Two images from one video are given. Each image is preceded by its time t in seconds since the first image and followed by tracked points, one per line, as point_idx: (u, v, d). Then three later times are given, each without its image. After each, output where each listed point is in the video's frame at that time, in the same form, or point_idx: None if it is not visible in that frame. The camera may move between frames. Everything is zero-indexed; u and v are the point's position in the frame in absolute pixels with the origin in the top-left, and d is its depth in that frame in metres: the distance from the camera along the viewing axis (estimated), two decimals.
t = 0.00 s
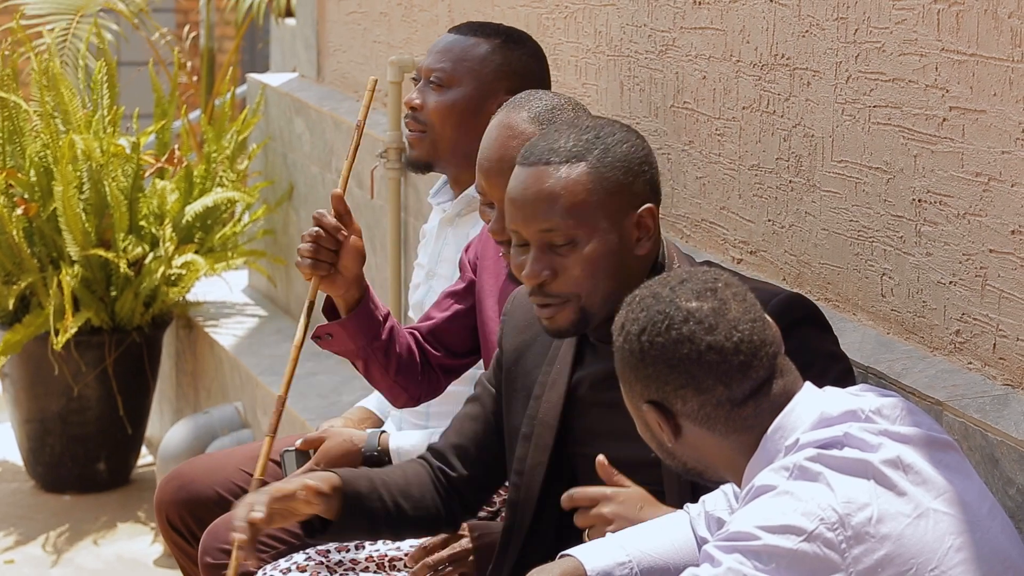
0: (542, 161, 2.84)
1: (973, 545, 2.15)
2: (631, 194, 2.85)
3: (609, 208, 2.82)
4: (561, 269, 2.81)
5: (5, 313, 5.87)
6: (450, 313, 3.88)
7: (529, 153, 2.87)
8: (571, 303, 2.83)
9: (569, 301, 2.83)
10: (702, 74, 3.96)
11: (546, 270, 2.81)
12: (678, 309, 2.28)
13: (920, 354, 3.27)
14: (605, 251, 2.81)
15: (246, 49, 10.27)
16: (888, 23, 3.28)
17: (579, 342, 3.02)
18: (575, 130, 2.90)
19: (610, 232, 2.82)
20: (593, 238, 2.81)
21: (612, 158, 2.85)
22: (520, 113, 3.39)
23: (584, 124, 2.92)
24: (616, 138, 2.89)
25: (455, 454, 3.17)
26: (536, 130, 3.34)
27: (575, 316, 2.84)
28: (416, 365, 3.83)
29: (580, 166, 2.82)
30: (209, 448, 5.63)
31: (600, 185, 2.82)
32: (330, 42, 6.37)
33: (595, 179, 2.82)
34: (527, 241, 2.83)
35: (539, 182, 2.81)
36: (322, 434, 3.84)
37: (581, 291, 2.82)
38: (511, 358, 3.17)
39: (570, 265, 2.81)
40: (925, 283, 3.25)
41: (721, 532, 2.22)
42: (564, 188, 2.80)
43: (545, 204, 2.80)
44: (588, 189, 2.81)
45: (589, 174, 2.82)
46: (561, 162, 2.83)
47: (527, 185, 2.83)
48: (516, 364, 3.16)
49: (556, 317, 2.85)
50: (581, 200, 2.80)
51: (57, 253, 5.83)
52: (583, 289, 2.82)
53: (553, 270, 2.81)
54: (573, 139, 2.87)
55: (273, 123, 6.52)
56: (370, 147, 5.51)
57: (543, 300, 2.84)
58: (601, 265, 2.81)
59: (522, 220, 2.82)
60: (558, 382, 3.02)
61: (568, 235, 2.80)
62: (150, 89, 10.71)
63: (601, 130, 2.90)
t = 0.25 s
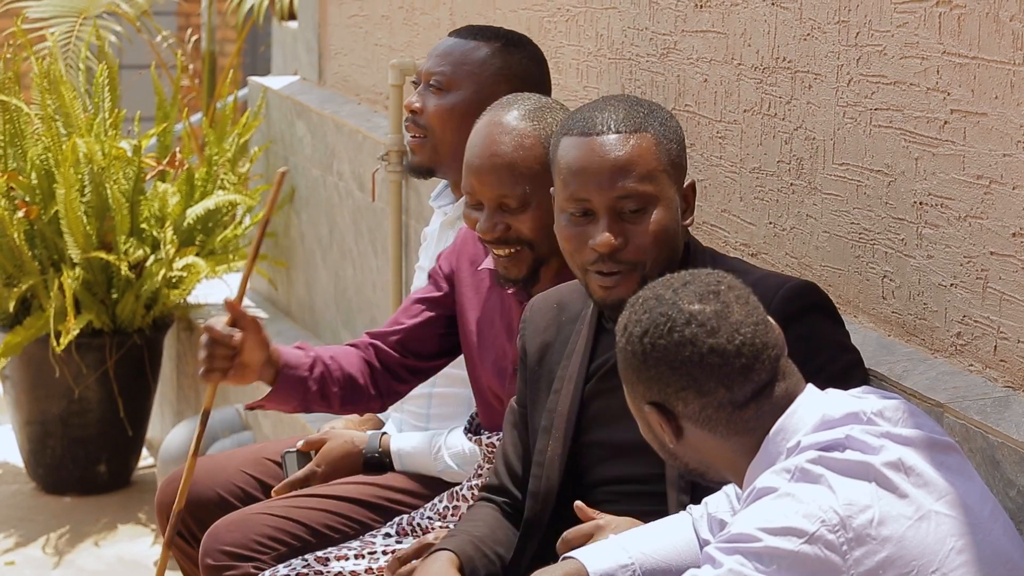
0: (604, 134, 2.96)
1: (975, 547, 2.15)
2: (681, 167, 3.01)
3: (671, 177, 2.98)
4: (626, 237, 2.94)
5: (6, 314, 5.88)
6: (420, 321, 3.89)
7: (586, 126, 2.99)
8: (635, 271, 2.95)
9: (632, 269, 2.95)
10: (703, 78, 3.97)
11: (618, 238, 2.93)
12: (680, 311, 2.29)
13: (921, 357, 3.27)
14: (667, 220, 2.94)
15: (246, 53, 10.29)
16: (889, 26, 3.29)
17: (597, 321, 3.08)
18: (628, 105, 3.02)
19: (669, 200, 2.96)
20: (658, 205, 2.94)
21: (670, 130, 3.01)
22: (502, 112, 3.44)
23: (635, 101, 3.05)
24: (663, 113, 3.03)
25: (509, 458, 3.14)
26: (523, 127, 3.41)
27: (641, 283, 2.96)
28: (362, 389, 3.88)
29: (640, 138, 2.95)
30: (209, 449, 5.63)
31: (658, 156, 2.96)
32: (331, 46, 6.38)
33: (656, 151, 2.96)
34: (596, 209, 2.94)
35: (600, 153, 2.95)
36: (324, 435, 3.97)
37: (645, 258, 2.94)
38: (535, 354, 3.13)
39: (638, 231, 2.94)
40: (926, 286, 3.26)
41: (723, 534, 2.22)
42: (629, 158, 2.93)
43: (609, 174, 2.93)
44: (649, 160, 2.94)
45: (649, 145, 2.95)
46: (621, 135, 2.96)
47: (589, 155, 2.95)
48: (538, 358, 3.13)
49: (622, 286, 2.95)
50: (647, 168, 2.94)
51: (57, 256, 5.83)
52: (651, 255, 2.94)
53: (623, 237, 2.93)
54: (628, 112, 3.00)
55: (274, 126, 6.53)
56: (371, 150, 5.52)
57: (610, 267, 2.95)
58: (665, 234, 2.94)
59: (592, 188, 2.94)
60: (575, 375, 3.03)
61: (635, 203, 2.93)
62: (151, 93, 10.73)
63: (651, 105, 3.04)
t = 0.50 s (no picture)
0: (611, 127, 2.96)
1: (974, 548, 2.15)
2: (684, 159, 3.02)
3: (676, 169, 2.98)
4: (635, 229, 2.94)
5: (6, 315, 5.87)
6: (370, 355, 3.70)
7: (592, 121, 2.99)
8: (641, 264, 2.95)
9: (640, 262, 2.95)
10: (702, 78, 3.96)
11: (626, 230, 2.93)
12: (682, 311, 2.28)
13: (920, 357, 3.27)
14: (673, 212, 2.96)
15: (246, 54, 10.29)
16: (888, 27, 3.29)
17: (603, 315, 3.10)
18: (631, 98, 3.03)
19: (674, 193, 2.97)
20: (665, 197, 2.95)
21: (674, 124, 3.02)
22: (456, 121, 3.41)
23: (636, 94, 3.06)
24: (665, 105, 3.04)
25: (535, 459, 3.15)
26: (482, 132, 3.38)
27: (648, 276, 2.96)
28: (320, 433, 3.62)
29: (646, 131, 2.96)
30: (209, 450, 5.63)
31: (664, 147, 2.97)
32: (330, 46, 6.38)
33: (662, 143, 2.97)
34: (605, 201, 2.94)
35: (611, 146, 2.95)
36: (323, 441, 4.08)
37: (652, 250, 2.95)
38: (549, 356, 3.14)
39: (645, 224, 2.94)
40: (925, 286, 3.26)
41: (721, 534, 2.22)
42: (636, 151, 2.94)
43: (617, 167, 2.93)
44: (655, 152, 2.95)
45: (656, 137, 2.96)
46: (628, 128, 2.96)
47: (598, 149, 2.96)
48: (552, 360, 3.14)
49: (629, 278, 2.95)
50: (653, 160, 2.94)
51: (57, 257, 5.84)
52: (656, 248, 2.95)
53: (631, 230, 2.93)
54: (632, 105, 3.00)
55: (273, 127, 6.52)
56: (370, 151, 5.51)
57: (618, 260, 2.96)
58: (671, 226, 2.95)
59: (602, 181, 2.94)
60: (579, 370, 3.04)
61: (643, 196, 2.94)
62: (151, 93, 10.72)
63: (653, 98, 3.05)
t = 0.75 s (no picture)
0: (582, 131, 2.96)
1: (973, 544, 2.15)
2: (661, 161, 3.00)
3: (648, 174, 2.96)
4: (603, 236, 2.93)
5: (5, 311, 5.87)
6: (364, 361, 3.66)
7: (566, 124, 3.00)
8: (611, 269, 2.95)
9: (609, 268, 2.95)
10: (702, 74, 3.96)
11: (592, 236, 2.93)
12: (680, 307, 2.28)
13: (920, 353, 3.27)
14: (644, 216, 2.94)
15: (246, 49, 10.29)
16: (888, 22, 3.28)
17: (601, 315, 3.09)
18: (609, 101, 3.02)
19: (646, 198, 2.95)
20: (636, 203, 2.93)
21: (650, 127, 2.99)
22: (444, 109, 3.40)
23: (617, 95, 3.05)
24: (645, 107, 3.02)
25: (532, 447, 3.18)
26: (471, 118, 3.39)
27: (618, 282, 2.95)
28: (323, 441, 3.60)
29: (617, 136, 2.95)
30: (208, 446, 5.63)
31: (636, 152, 2.95)
32: (330, 42, 6.37)
33: (634, 147, 2.95)
34: (572, 207, 2.94)
35: (581, 151, 2.94)
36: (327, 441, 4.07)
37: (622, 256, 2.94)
38: (553, 346, 3.18)
39: (614, 229, 2.93)
40: (925, 282, 3.26)
41: (721, 531, 2.22)
42: (604, 156, 2.93)
43: (584, 173, 2.93)
44: (627, 156, 2.94)
45: (625, 142, 2.95)
46: (599, 133, 2.95)
47: (566, 153, 2.95)
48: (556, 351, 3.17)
49: (597, 284, 2.96)
50: (622, 165, 2.93)
51: (56, 253, 5.84)
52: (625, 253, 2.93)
53: (597, 236, 2.93)
54: (607, 109, 3.00)
55: (273, 123, 6.51)
56: (369, 147, 5.51)
57: (586, 264, 2.96)
58: (640, 230, 2.93)
59: (569, 187, 2.94)
60: (580, 363, 3.05)
61: (613, 201, 2.92)
62: (150, 88, 10.72)
63: (632, 99, 3.03)
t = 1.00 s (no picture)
0: (567, 130, 2.94)
1: (974, 541, 2.15)
2: (649, 168, 2.94)
3: (630, 179, 2.92)
4: (575, 238, 2.94)
5: (5, 309, 5.87)
6: (394, 356, 3.76)
7: (555, 120, 2.99)
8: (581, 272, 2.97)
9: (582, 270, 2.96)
10: (702, 72, 3.96)
11: (561, 238, 2.95)
12: (683, 305, 2.28)
13: (920, 351, 3.27)
14: (617, 221, 2.92)
15: (246, 47, 10.30)
16: (888, 20, 3.29)
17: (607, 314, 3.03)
18: (608, 102, 2.97)
19: (627, 204, 2.92)
20: (612, 210, 2.91)
21: (639, 132, 2.94)
22: (465, 94, 3.50)
23: (617, 96, 3.00)
24: (644, 112, 2.96)
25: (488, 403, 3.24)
26: (491, 102, 3.49)
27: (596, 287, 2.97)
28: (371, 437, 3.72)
29: (600, 139, 2.91)
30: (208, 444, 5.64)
31: (619, 159, 2.91)
32: (330, 40, 6.37)
33: (618, 152, 2.91)
34: (548, 206, 2.95)
35: (562, 151, 2.93)
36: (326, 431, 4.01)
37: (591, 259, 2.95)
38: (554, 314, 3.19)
39: (586, 234, 2.93)
40: (925, 280, 3.26)
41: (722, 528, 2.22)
42: (585, 161, 2.90)
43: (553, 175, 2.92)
44: (610, 161, 2.91)
45: (604, 147, 2.91)
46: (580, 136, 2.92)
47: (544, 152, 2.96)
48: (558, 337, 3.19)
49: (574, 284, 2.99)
50: (598, 169, 2.90)
51: (56, 250, 5.83)
52: (597, 255, 2.93)
53: (567, 237, 2.94)
54: (603, 111, 2.95)
55: (273, 121, 6.51)
56: (370, 145, 5.51)
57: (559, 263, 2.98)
58: (609, 236, 2.92)
59: (543, 187, 2.95)
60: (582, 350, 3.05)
61: (586, 205, 2.91)
62: (151, 87, 10.74)
63: (629, 103, 2.97)
